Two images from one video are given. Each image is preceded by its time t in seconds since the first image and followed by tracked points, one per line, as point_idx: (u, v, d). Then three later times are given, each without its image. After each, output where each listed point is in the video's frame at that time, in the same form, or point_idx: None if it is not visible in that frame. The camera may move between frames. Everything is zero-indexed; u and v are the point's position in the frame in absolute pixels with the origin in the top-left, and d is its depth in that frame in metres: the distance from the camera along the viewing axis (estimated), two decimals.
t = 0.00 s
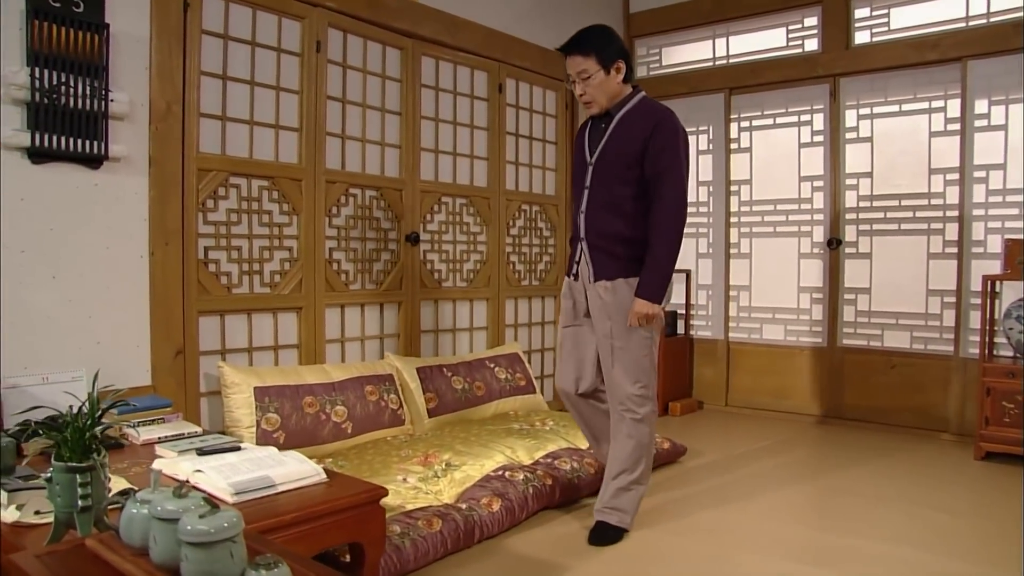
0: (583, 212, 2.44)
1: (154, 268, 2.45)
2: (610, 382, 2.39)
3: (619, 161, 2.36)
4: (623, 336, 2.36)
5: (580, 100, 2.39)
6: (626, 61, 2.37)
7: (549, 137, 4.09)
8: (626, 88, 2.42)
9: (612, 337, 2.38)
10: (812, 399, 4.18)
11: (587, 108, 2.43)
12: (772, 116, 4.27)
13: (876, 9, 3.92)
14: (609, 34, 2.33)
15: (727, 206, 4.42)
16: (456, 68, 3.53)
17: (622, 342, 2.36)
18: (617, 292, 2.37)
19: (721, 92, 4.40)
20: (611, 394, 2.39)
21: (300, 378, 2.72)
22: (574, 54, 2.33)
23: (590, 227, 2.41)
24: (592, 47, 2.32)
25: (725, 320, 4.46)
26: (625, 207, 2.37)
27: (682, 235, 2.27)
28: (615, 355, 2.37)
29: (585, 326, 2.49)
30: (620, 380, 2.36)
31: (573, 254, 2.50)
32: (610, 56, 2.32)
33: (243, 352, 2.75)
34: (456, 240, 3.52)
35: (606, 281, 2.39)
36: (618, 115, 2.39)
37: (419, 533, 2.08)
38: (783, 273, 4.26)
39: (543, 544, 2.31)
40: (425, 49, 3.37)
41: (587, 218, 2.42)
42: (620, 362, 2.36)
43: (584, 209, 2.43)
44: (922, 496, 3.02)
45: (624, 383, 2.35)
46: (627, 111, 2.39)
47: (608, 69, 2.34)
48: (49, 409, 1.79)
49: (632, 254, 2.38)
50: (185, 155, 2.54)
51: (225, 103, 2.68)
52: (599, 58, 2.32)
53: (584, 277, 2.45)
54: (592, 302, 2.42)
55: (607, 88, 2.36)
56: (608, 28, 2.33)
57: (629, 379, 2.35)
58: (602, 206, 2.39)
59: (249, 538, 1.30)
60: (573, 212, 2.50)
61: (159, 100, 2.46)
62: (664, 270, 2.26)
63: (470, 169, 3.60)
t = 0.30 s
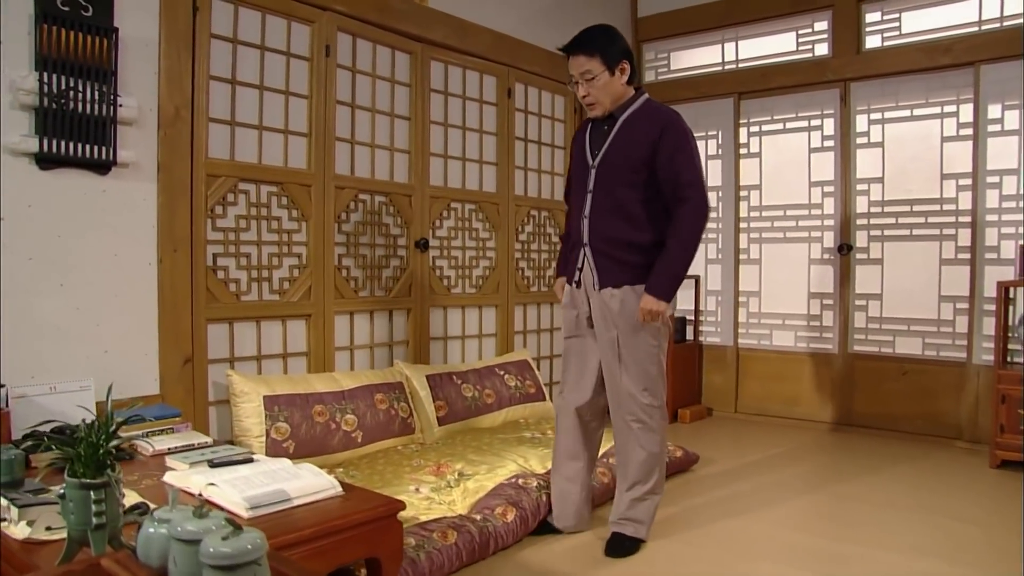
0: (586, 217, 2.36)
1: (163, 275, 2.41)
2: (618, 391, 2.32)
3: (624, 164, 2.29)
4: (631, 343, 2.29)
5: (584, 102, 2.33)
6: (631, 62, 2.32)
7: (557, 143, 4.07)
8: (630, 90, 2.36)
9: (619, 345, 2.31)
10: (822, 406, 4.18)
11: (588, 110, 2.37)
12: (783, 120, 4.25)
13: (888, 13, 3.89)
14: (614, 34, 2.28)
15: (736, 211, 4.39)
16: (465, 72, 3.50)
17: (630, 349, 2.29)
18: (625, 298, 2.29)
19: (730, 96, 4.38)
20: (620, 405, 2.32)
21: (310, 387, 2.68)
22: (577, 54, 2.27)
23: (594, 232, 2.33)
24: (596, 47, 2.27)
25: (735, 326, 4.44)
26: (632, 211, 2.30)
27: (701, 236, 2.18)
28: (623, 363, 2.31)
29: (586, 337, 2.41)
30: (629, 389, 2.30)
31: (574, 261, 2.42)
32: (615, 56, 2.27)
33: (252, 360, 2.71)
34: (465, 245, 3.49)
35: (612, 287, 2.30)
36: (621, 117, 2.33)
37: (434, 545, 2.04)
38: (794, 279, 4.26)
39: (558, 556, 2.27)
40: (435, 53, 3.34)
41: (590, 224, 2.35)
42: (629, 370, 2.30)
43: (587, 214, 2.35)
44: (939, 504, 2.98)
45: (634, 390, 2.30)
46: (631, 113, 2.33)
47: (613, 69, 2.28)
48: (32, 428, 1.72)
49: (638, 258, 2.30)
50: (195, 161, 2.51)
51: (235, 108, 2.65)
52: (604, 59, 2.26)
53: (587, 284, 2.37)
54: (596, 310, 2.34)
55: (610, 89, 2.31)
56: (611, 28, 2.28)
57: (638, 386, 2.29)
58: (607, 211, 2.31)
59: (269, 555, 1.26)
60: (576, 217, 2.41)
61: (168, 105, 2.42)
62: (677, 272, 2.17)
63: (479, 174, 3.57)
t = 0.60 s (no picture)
0: (578, 221, 2.26)
1: (170, 282, 2.37)
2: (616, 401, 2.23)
3: (621, 168, 2.20)
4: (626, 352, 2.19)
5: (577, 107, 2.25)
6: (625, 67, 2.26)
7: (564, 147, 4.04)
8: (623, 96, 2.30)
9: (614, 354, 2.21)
10: (830, 413, 4.11)
11: (580, 116, 2.29)
12: (791, 125, 4.21)
13: (898, 17, 3.87)
14: (607, 40, 2.23)
15: (745, 216, 4.36)
16: (473, 76, 3.47)
17: (626, 358, 2.19)
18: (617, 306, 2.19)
19: (738, 101, 4.35)
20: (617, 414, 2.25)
21: (318, 395, 2.65)
22: (571, 58, 2.22)
23: (587, 235, 2.24)
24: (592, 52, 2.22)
25: (743, 332, 4.40)
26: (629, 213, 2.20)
27: (722, 211, 2.10)
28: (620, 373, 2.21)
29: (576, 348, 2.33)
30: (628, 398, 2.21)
31: (564, 265, 2.32)
32: (608, 60, 2.21)
33: (260, 369, 2.68)
34: (473, 251, 3.46)
35: (604, 290, 2.21)
36: (615, 122, 2.25)
37: (448, 557, 2.01)
38: (802, 285, 4.20)
39: (573, 568, 2.24)
40: (443, 57, 3.31)
41: (583, 228, 2.25)
42: (624, 379, 2.21)
43: (580, 216, 2.25)
44: (955, 512, 2.94)
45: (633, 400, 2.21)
46: (626, 117, 2.25)
47: (606, 74, 2.22)
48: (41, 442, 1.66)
49: (637, 263, 2.19)
50: (202, 167, 2.47)
51: (242, 113, 2.61)
52: (598, 63, 2.20)
53: (577, 288, 2.27)
54: (585, 321, 2.26)
55: (604, 94, 2.24)
56: (606, 35, 2.23)
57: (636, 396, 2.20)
58: (602, 214, 2.22)
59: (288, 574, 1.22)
60: (568, 219, 2.31)
61: (175, 110, 2.38)
62: (691, 238, 2.08)
63: (487, 179, 3.54)
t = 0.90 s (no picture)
0: (575, 227, 2.20)
1: (176, 287, 2.33)
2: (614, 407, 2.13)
3: (617, 173, 2.15)
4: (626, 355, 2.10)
5: (568, 114, 2.21)
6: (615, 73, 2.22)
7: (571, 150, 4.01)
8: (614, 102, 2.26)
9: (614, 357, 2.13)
10: (839, 418, 4.08)
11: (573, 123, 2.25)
12: (799, 128, 4.18)
13: (906, 19, 3.84)
14: (595, 47, 2.20)
15: (752, 220, 4.33)
16: (480, 79, 3.44)
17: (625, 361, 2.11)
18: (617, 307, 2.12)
19: (745, 104, 4.33)
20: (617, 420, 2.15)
21: (326, 402, 2.61)
22: (561, 66, 2.18)
23: (585, 240, 2.17)
24: (582, 59, 2.18)
25: (750, 336, 4.37)
26: (626, 215, 2.14)
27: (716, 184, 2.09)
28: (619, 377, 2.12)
29: (579, 352, 2.27)
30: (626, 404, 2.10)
31: (563, 272, 2.26)
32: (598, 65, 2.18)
33: (267, 375, 2.64)
34: (480, 255, 3.43)
35: (606, 292, 2.14)
36: (608, 128, 2.21)
37: (461, 568, 1.97)
38: (810, 288, 4.17)
39: None
40: (450, 59, 3.28)
41: (581, 234, 2.19)
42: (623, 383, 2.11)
43: (578, 222, 2.19)
44: (968, 518, 2.91)
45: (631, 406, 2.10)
46: (619, 123, 2.21)
47: (597, 80, 2.18)
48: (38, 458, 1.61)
49: (641, 264, 2.13)
50: (209, 171, 2.43)
51: (249, 116, 2.58)
52: (587, 69, 2.17)
53: (578, 294, 2.21)
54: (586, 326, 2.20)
55: (596, 100, 2.20)
56: (596, 43, 2.21)
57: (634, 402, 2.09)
58: (598, 218, 2.16)
59: None
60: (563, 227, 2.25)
61: (182, 113, 2.35)
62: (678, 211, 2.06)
63: (494, 183, 3.51)
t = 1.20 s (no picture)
0: (582, 233, 2.16)
1: (183, 290, 2.30)
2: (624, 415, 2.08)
3: (622, 176, 2.10)
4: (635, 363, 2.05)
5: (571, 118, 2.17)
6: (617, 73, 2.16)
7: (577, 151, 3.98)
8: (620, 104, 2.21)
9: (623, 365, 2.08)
10: (848, 420, 4.05)
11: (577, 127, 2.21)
12: (807, 129, 4.16)
13: (916, 19, 3.82)
14: (597, 49, 2.15)
15: (760, 221, 4.30)
16: (488, 79, 3.41)
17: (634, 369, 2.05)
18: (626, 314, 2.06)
19: (753, 104, 4.30)
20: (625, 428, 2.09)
21: (334, 406, 2.58)
22: (562, 70, 2.14)
23: (591, 246, 2.12)
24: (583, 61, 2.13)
25: (758, 338, 4.34)
26: (631, 219, 2.09)
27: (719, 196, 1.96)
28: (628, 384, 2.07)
29: (587, 358, 2.21)
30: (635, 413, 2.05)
31: (571, 278, 2.21)
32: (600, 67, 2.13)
33: (274, 379, 2.61)
34: (488, 257, 3.40)
35: (613, 300, 2.08)
36: (614, 131, 2.15)
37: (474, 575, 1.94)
38: (819, 290, 4.14)
39: None
40: (457, 60, 3.25)
41: (588, 240, 2.14)
42: (632, 391, 2.06)
43: (584, 227, 2.15)
44: (982, 522, 2.87)
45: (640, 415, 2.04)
46: (625, 125, 2.15)
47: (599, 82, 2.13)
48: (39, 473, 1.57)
49: (645, 272, 2.07)
50: (215, 172, 2.39)
51: (256, 117, 2.54)
52: (588, 70, 2.12)
53: (584, 300, 2.16)
54: (594, 332, 2.15)
55: (598, 103, 2.15)
56: (598, 45, 2.16)
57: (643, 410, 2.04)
58: (603, 223, 2.11)
59: None
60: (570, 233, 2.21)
61: (189, 114, 2.31)
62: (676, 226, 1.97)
63: (502, 184, 3.49)
